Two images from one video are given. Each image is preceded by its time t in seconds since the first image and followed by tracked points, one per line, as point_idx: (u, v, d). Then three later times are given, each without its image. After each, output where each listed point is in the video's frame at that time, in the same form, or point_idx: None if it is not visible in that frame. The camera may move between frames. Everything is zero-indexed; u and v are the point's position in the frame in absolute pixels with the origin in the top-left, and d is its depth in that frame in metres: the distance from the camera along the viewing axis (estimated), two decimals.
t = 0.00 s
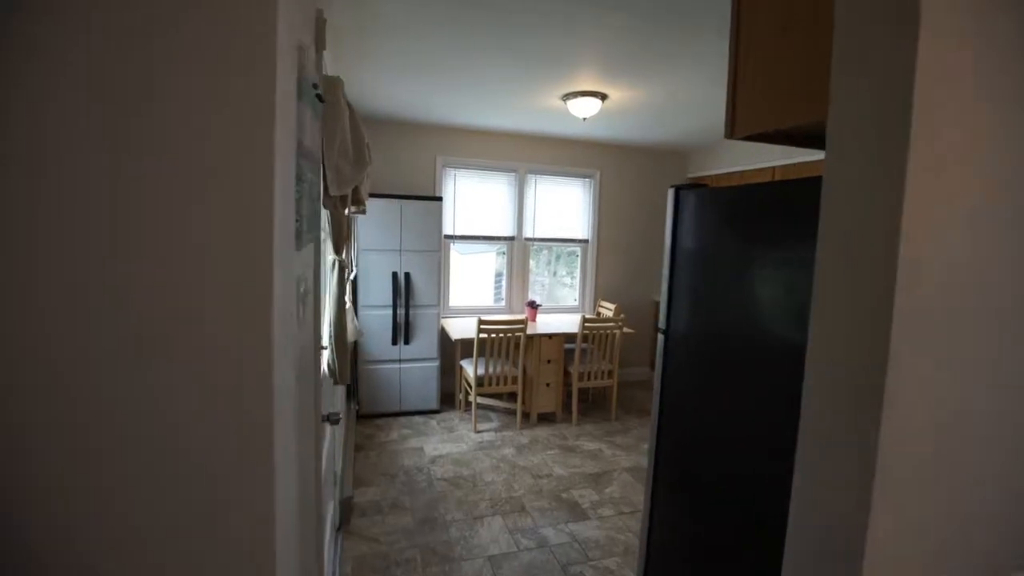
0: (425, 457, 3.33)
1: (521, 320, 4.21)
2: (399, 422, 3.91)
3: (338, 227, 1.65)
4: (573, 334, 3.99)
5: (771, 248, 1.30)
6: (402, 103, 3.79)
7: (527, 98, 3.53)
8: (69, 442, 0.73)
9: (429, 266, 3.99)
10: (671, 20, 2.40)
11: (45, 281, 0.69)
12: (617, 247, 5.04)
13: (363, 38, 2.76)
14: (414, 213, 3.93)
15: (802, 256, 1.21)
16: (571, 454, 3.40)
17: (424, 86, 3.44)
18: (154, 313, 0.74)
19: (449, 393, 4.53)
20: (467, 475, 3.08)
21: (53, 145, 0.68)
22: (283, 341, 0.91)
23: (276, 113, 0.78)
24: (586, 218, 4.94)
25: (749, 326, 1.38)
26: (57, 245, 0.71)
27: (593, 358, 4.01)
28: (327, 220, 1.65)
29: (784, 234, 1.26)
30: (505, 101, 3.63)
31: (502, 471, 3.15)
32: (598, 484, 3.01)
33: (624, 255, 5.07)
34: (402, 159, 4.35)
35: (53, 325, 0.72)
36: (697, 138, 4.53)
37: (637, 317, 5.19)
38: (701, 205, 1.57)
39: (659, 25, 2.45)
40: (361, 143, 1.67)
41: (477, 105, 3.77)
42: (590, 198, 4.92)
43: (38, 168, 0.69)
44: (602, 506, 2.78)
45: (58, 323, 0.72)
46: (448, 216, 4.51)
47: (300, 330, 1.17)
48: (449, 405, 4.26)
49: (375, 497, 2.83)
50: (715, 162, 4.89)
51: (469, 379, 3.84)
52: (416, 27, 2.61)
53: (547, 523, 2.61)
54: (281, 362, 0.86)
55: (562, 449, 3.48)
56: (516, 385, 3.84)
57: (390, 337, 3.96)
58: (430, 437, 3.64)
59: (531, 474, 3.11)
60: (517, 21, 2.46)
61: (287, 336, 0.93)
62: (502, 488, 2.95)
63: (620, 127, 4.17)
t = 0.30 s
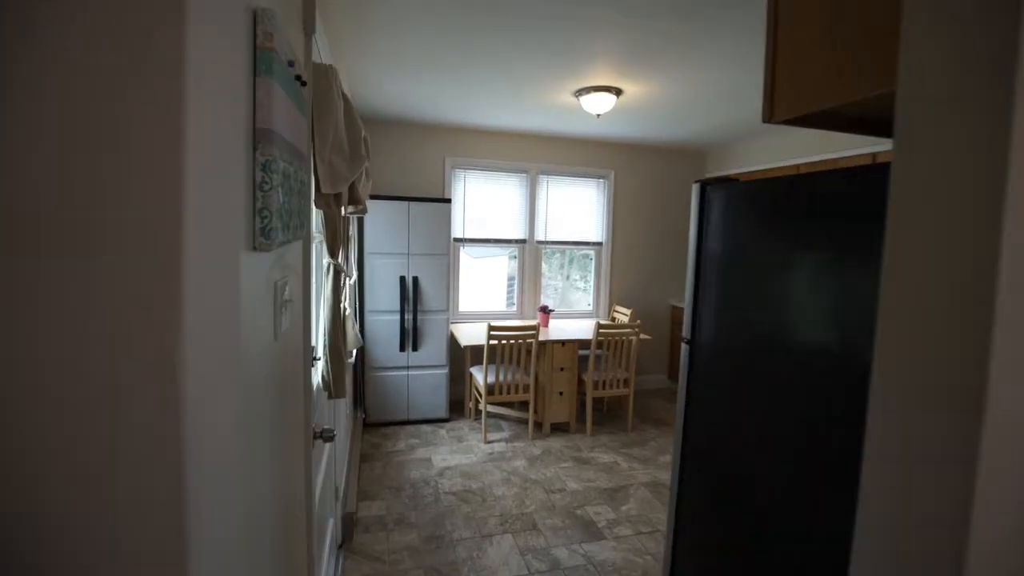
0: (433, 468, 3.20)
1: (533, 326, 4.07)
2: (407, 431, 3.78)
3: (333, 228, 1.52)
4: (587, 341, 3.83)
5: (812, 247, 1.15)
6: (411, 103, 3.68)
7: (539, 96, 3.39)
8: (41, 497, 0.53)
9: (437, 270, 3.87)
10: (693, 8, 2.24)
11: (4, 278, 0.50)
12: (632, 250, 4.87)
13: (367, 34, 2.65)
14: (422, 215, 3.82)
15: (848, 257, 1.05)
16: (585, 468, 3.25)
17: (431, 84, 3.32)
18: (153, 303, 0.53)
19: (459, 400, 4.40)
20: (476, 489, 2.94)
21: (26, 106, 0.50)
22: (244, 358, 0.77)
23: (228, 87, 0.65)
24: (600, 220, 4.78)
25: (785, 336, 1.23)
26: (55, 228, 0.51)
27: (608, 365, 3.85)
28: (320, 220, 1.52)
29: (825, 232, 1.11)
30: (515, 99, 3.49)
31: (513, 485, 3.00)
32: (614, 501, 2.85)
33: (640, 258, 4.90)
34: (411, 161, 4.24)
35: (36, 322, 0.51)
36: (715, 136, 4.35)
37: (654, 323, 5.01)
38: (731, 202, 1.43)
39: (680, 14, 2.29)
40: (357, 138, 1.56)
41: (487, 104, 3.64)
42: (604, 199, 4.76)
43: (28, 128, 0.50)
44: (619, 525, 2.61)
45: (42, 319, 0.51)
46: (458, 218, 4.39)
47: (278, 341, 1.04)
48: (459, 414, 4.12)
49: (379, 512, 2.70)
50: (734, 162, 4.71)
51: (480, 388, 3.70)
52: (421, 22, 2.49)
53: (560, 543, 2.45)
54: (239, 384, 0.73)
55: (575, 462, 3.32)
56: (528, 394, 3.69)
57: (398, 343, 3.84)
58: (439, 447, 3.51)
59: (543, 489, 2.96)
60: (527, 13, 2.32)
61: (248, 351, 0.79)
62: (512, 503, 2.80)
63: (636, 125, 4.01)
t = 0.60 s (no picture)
0: (441, 480, 3.07)
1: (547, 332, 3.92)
2: (416, 440, 3.65)
3: (326, 229, 1.39)
4: (604, 348, 3.67)
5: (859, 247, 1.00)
6: (421, 100, 3.56)
7: (554, 92, 3.24)
8: None
9: (448, 273, 3.75)
10: None
11: None
12: (650, 253, 4.69)
13: (374, 29, 2.54)
14: (433, 217, 3.70)
15: (906, 258, 0.90)
16: (600, 483, 3.08)
17: (441, 80, 3.19)
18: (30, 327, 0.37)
19: (470, 407, 4.26)
20: (485, 505, 2.79)
21: None
22: (190, 383, 0.64)
23: (151, 50, 0.52)
24: (617, 221, 4.61)
25: (827, 349, 1.08)
26: None
27: (625, 373, 3.69)
28: (312, 220, 1.39)
29: (876, 230, 0.96)
30: (529, 95, 3.35)
31: (524, 501, 2.86)
32: (632, 520, 2.68)
33: (659, 261, 4.72)
34: (422, 161, 4.13)
35: None
36: (738, 133, 4.16)
37: (673, 328, 4.83)
38: (764, 197, 1.27)
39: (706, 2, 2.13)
40: (353, 130, 1.43)
41: (500, 101, 3.51)
42: (621, 200, 4.60)
43: None
44: (637, 547, 2.45)
45: None
46: (469, 220, 4.26)
47: (251, 357, 0.91)
48: (470, 422, 3.99)
49: (383, 528, 2.57)
50: (757, 161, 4.50)
51: (491, 396, 3.57)
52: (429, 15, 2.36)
53: (573, 566, 2.29)
54: (174, 417, 0.60)
55: (591, 477, 3.16)
56: (541, 403, 3.54)
57: (407, 349, 3.72)
58: (448, 457, 3.37)
59: (557, 506, 2.81)
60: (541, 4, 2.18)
61: (194, 375, 0.66)
62: (524, 521, 2.65)
63: (655, 123, 3.84)
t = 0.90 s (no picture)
0: (447, 492, 2.94)
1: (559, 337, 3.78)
2: (422, 448, 3.53)
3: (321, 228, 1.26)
4: (618, 355, 3.53)
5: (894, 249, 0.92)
6: (431, 97, 3.45)
7: (570, 89, 3.11)
8: None
9: (457, 276, 3.63)
10: None
11: None
12: (667, 256, 4.53)
13: (381, 23, 2.42)
14: (442, 217, 3.58)
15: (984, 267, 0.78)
16: (615, 498, 2.94)
17: (451, 76, 3.07)
18: None
19: (478, 414, 4.13)
20: (493, 519, 2.66)
21: None
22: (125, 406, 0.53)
23: None
24: (632, 223, 4.46)
25: (853, 357, 1.00)
26: None
27: (641, 382, 3.55)
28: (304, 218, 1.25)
29: (924, 231, 0.86)
30: (543, 91, 3.21)
31: (534, 516, 2.72)
32: (648, 539, 2.54)
33: (675, 265, 4.56)
34: (431, 160, 4.01)
35: None
36: (760, 132, 3.99)
37: (689, 334, 4.66)
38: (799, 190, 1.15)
39: None
40: (351, 122, 1.30)
41: (513, 98, 3.38)
42: (637, 201, 4.45)
43: None
44: (654, 570, 2.30)
45: None
46: (480, 221, 4.14)
47: (221, 373, 0.79)
48: (478, 429, 3.86)
49: (385, 542, 2.45)
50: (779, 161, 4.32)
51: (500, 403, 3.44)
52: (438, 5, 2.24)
53: None
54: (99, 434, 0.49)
55: (604, 492, 3.02)
56: (553, 413, 3.40)
57: (414, 354, 3.60)
58: (456, 467, 3.25)
59: (569, 522, 2.67)
60: None
61: (135, 397, 0.55)
62: (534, 538, 2.51)
63: (674, 120, 3.68)
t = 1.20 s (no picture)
0: (450, 505, 2.79)
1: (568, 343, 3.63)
2: (425, 457, 3.39)
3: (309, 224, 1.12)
4: (630, 361, 3.38)
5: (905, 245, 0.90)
6: (435, 92, 3.31)
7: (582, 82, 2.98)
8: None
9: (462, 278, 3.49)
10: None
11: None
12: (679, 258, 4.38)
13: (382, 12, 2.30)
14: (446, 217, 3.44)
15: None
16: (627, 513, 2.80)
17: (456, 70, 2.94)
18: None
19: (483, 421, 3.99)
20: (499, 536, 2.51)
21: None
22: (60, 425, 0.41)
23: None
24: (643, 224, 4.31)
25: (865, 356, 0.98)
26: None
27: (653, 390, 3.40)
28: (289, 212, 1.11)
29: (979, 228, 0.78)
30: (553, 86, 3.07)
31: (543, 532, 2.57)
32: (664, 559, 2.39)
33: (687, 267, 4.41)
34: (435, 158, 3.88)
35: None
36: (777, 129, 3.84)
37: (702, 339, 4.51)
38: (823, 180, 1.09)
39: None
40: (342, 107, 1.16)
41: (522, 93, 3.25)
42: (648, 201, 4.30)
43: None
44: None
45: None
46: (485, 221, 4.00)
47: (173, 400, 0.63)
48: (483, 438, 3.72)
49: (385, 560, 2.31)
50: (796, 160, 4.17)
51: (506, 411, 3.29)
52: None
53: None
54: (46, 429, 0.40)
55: (616, 506, 2.87)
56: (561, 422, 3.25)
57: (417, 359, 3.47)
58: (459, 478, 3.10)
59: (579, 539, 2.52)
60: None
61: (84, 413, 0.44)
62: (542, 557, 2.37)
63: (690, 115, 3.54)
